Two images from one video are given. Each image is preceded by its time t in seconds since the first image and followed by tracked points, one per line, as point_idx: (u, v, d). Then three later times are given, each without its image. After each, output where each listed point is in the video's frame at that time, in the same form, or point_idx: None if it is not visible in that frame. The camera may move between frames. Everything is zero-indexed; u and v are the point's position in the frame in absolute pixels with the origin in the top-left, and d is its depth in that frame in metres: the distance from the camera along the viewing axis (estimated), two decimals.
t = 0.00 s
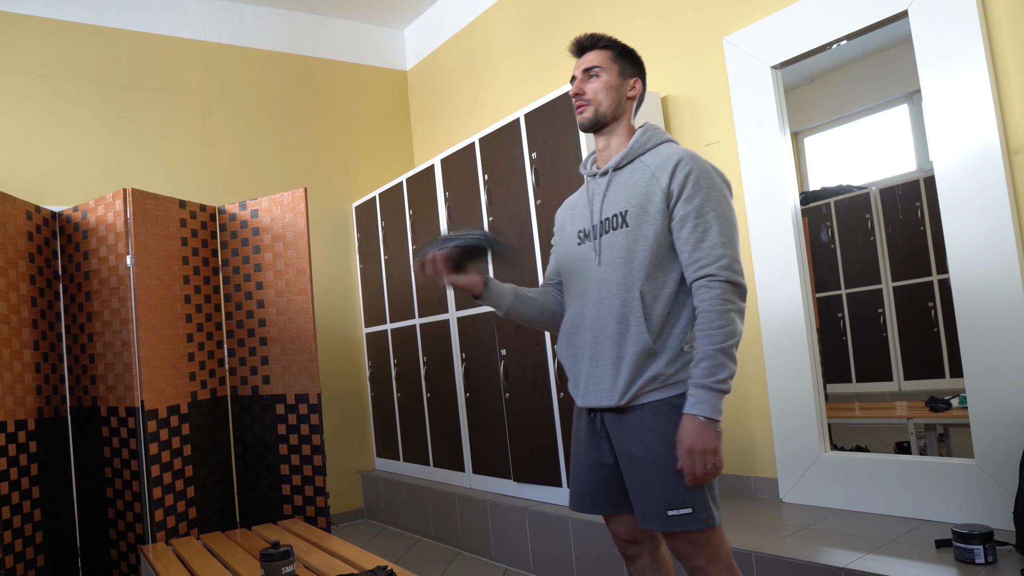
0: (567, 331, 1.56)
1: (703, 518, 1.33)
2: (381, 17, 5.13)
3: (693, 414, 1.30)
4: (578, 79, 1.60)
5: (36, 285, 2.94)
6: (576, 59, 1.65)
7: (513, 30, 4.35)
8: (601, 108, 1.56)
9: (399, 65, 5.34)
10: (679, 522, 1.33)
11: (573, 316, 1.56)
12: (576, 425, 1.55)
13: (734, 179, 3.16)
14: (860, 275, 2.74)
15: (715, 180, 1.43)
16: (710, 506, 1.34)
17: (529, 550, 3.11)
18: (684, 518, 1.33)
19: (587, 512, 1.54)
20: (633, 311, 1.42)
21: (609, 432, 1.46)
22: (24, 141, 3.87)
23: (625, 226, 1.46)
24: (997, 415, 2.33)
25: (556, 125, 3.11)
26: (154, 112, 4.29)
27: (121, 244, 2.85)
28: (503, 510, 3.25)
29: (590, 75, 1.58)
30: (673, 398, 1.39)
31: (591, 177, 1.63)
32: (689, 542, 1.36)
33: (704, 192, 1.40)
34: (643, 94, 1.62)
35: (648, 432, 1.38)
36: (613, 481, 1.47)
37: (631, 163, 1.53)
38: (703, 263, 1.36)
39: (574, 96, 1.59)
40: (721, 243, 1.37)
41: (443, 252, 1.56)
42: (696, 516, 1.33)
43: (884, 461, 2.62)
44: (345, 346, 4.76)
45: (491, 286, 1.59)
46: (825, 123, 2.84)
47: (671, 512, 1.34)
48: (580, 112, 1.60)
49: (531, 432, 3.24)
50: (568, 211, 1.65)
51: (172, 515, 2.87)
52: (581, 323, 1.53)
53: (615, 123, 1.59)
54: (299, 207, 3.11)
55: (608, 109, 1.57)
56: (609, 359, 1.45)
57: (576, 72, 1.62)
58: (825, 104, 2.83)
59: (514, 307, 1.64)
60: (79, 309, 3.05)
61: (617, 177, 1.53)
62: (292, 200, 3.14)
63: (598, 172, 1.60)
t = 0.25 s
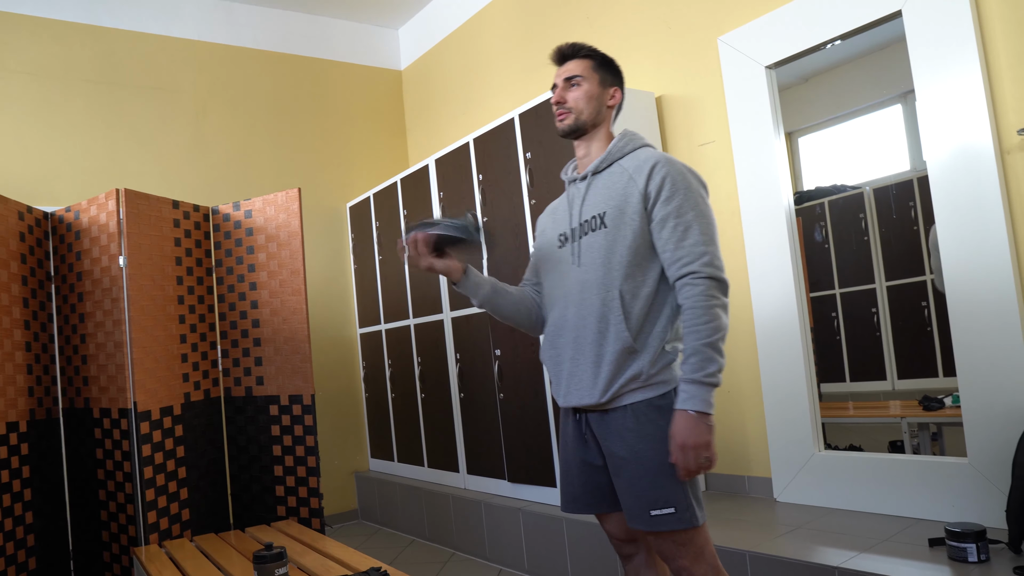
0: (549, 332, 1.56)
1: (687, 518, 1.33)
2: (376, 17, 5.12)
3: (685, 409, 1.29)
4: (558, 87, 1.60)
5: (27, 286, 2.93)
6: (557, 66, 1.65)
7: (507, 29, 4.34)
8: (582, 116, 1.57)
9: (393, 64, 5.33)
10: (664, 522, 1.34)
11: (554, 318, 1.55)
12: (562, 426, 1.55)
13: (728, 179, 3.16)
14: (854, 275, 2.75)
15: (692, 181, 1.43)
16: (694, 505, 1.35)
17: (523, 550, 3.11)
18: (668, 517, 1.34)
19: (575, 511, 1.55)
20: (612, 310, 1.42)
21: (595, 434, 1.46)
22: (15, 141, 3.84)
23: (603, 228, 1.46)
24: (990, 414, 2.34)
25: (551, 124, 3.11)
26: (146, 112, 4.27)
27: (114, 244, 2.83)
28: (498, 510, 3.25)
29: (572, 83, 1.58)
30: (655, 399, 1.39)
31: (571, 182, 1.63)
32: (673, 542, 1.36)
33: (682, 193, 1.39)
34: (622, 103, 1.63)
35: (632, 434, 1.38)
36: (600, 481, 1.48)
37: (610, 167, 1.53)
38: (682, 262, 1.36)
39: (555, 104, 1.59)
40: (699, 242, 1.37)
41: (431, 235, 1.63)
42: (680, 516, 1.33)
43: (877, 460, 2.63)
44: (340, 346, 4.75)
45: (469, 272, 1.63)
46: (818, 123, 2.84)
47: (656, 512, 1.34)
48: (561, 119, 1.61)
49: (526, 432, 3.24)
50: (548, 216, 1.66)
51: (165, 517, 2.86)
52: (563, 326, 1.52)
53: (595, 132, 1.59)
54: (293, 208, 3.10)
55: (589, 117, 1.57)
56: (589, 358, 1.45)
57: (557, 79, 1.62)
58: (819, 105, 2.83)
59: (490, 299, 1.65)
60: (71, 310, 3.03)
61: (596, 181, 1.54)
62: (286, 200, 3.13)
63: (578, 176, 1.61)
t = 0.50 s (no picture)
0: (542, 331, 1.55)
1: (686, 516, 1.33)
2: (375, 15, 5.12)
3: (652, 391, 1.28)
4: (554, 92, 1.58)
5: (26, 284, 2.92)
6: (546, 70, 1.63)
7: (507, 28, 4.34)
8: (582, 123, 1.57)
9: (392, 63, 5.33)
10: (663, 521, 1.34)
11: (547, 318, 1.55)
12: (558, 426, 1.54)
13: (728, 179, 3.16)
14: (854, 276, 2.74)
15: (678, 179, 1.44)
16: (692, 504, 1.35)
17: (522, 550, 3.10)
18: (667, 516, 1.34)
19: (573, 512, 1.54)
20: (603, 305, 1.42)
21: (591, 433, 1.46)
22: (15, 140, 3.84)
23: (592, 225, 1.47)
24: (990, 415, 2.33)
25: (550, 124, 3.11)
26: (146, 111, 4.27)
27: (113, 242, 2.83)
28: (497, 509, 3.24)
29: (569, 89, 1.58)
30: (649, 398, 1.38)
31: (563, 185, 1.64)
32: (673, 541, 1.36)
33: (668, 189, 1.41)
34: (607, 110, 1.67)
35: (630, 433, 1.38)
36: (598, 482, 1.47)
37: (599, 167, 1.54)
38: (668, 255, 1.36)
39: (555, 109, 1.57)
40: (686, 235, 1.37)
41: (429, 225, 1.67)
42: (679, 514, 1.34)
43: (877, 461, 2.63)
44: (339, 345, 4.75)
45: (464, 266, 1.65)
46: (818, 124, 2.84)
47: (655, 511, 1.34)
48: (557, 125, 1.59)
49: (525, 432, 3.24)
50: (539, 219, 1.67)
51: (164, 515, 2.85)
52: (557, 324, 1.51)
53: (590, 138, 1.60)
54: (292, 206, 3.10)
55: (588, 124, 1.58)
56: (582, 354, 1.44)
57: (548, 84, 1.60)
58: (819, 105, 2.83)
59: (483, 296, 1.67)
60: (70, 308, 3.03)
61: (585, 180, 1.55)
62: (285, 199, 3.12)
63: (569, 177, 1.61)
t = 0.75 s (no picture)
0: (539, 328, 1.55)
1: (681, 514, 1.34)
2: (373, 13, 5.11)
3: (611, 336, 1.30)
4: (549, 95, 1.58)
5: (22, 281, 2.91)
6: (542, 71, 1.61)
7: (505, 26, 4.33)
8: (580, 126, 1.57)
9: (390, 61, 5.32)
10: (658, 519, 1.34)
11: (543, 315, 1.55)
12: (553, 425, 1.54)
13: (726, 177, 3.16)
14: (851, 274, 2.74)
15: (679, 179, 1.44)
16: (687, 502, 1.35)
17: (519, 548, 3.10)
18: (663, 514, 1.34)
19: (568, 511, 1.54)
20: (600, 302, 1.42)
21: (587, 432, 1.46)
22: (10, 136, 3.83)
23: (590, 222, 1.47)
24: (986, 413, 2.34)
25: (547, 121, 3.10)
26: (143, 107, 4.25)
27: (109, 239, 2.82)
28: (494, 507, 3.25)
29: (564, 92, 1.56)
30: (645, 396, 1.39)
31: (560, 181, 1.64)
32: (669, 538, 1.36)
33: (669, 190, 1.40)
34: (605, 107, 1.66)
35: (625, 431, 1.38)
36: (593, 480, 1.47)
37: (598, 166, 1.54)
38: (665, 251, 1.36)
39: (552, 114, 1.57)
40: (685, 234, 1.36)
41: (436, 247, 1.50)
42: (674, 512, 1.34)
43: (873, 459, 2.63)
44: (336, 343, 4.75)
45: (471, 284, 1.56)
46: (816, 122, 2.84)
47: (650, 509, 1.34)
48: (555, 128, 1.59)
49: (522, 429, 3.24)
50: (536, 217, 1.67)
51: (160, 513, 2.85)
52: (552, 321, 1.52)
53: (588, 139, 1.61)
54: (289, 204, 3.09)
55: (585, 126, 1.58)
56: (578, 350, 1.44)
57: (544, 86, 1.59)
58: (817, 103, 2.83)
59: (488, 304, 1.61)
60: (67, 305, 3.02)
61: (583, 178, 1.55)
62: (282, 196, 3.12)
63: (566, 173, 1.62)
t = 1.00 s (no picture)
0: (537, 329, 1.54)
1: (678, 518, 1.33)
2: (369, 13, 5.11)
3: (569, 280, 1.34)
4: (545, 103, 1.57)
5: (17, 282, 2.90)
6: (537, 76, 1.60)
7: (501, 26, 4.33)
8: (578, 132, 1.57)
9: (387, 61, 5.32)
10: (655, 522, 1.33)
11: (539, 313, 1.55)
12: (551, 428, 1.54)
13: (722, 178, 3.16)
14: (848, 275, 2.75)
15: (680, 181, 1.43)
16: (684, 505, 1.34)
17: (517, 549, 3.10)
18: (659, 517, 1.33)
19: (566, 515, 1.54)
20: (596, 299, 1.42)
21: (584, 434, 1.46)
22: (5, 137, 3.81)
23: (590, 222, 1.47)
24: (983, 413, 2.34)
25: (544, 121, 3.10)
26: (139, 108, 4.24)
27: (105, 240, 2.81)
28: (491, 508, 3.24)
29: (560, 99, 1.55)
30: (643, 398, 1.38)
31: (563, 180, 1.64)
32: (667, 542, 1.36)
33: (669, 191, 1.40)
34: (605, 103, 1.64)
35: (622, 434, 1.38)
36: (591, 483, 1.47)
37: (600, 166, 1.54)
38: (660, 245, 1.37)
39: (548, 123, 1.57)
40: (682, 234, 1.37)
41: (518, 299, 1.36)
42: (671, 515, 1.33)
43: (870, 460, 2.63)
44: (333, 344, 4.73)
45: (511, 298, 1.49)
46: (812, 122, 2.85)
47: (647, 513, 1.34)
48: (555, 136, 1.60)
49: (519, 430, 3.23)
50: (539, 215, 1.67)
51: (156, 515, 2.84)
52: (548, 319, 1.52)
53: (589, 143, 1.60)
54: (286, 204, 3.08)
55: (585, 131, 1.57)
56: (574, 349, 1.44)
57: (539, 92, 1.58)
58: (813, 104, 2.84)
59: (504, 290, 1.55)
60: (62, 307, 3.01)
61: (586, 178, 1.55)
62: (279, 197, 3.11)
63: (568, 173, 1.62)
